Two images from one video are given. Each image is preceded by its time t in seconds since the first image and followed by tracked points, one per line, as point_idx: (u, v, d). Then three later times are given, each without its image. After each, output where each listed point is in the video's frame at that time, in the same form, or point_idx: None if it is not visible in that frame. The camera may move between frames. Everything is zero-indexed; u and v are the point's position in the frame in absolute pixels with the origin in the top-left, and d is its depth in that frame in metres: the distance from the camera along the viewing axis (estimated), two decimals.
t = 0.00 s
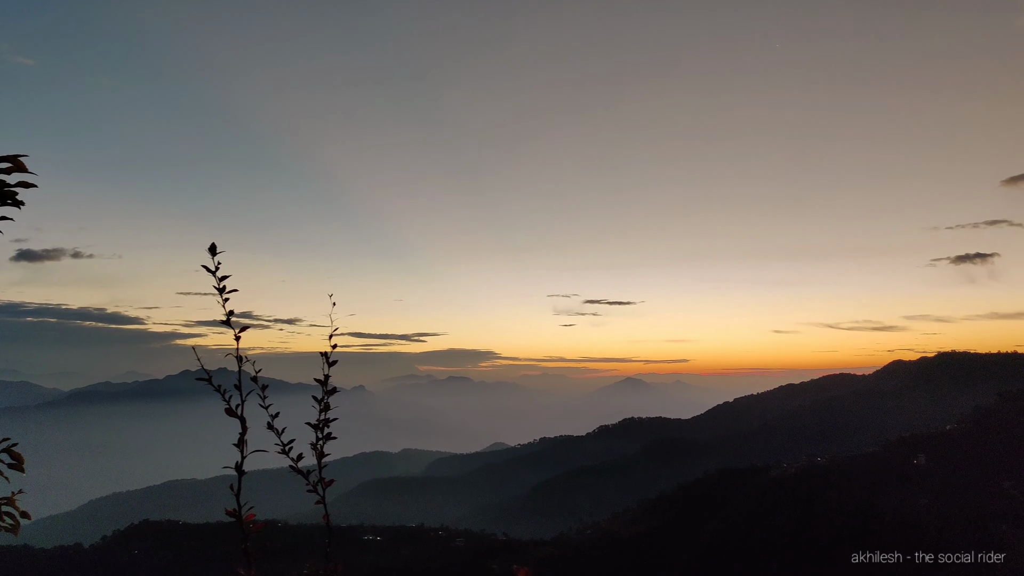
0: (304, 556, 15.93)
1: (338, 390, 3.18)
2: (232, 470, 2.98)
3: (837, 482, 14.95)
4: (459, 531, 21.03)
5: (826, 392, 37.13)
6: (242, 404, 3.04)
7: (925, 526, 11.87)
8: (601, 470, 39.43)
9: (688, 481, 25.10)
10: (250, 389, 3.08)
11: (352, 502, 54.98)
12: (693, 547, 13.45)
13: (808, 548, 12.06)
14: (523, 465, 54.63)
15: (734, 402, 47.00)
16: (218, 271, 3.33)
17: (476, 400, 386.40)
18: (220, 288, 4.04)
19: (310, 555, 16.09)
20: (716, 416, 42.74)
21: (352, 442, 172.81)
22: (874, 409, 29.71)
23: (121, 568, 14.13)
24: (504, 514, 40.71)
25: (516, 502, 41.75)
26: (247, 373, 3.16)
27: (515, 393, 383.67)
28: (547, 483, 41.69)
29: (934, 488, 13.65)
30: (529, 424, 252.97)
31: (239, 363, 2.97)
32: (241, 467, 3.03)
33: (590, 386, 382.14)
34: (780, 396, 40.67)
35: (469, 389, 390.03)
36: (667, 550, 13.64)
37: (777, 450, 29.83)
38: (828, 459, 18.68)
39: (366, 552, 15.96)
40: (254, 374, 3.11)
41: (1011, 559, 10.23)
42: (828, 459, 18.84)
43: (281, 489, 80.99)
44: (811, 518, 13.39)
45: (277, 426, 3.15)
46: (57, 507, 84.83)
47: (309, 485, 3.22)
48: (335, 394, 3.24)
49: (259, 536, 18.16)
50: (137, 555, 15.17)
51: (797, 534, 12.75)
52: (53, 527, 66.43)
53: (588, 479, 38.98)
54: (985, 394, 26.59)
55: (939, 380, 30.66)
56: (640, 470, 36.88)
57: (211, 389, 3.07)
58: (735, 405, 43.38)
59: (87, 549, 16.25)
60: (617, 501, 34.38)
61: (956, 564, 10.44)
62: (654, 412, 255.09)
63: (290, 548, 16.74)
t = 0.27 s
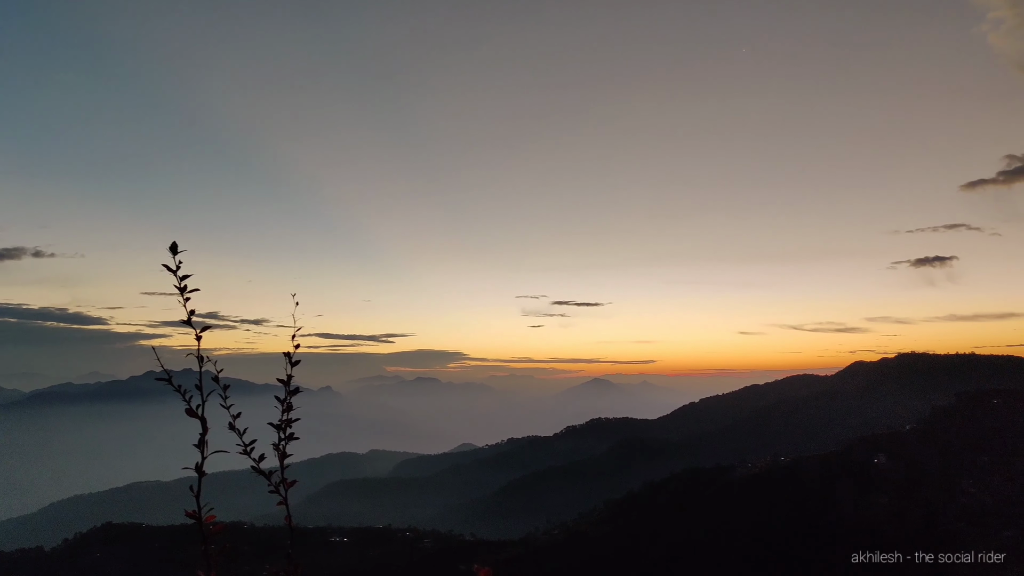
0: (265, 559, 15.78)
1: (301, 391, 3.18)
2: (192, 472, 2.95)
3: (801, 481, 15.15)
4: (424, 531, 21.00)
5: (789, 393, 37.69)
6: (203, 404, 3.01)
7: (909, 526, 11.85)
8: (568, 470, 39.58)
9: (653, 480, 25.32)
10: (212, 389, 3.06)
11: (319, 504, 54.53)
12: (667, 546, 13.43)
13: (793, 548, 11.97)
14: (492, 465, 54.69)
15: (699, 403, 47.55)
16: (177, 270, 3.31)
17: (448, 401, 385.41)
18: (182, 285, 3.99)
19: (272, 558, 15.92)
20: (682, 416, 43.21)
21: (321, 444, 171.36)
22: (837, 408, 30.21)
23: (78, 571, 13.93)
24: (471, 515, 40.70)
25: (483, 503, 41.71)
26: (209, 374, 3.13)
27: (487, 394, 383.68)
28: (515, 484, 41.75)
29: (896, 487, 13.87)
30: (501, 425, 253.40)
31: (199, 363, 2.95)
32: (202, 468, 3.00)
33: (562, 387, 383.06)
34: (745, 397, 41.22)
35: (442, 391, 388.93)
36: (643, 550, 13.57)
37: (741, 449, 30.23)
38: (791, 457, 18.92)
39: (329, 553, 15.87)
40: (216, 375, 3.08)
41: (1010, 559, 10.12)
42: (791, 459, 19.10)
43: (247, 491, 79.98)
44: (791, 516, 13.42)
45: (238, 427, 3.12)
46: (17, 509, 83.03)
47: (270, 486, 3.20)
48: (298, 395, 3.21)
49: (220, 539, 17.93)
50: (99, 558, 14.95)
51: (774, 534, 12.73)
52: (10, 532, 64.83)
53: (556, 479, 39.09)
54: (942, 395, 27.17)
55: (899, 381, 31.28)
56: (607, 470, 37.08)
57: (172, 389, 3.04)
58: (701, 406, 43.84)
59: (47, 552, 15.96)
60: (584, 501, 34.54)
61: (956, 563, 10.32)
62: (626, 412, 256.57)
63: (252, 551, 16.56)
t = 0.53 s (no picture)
0: (229, 560, 15.65)
1: (266, 391, 3.18)
2: (153, 474, 2.94)
3: (768, 482, 15.35)
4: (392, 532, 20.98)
5: (756, 393, 38.23)
6: (164, 405, 2.99)
7: (889, 528, 11.87)
8: (538, 471, 39.68)
9: (620, 480, 25.53)
10: (174, 389, 3.04)
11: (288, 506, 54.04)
12: (642, 546, 13.43)
13: (775, 549, 11.94)
14: (462, 466, 54.70)
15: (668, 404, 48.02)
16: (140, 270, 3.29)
17: (422, 402, 384.00)
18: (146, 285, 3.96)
19: (236, 560, 15.76)
20: (651, 416, 43.60)
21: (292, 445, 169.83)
22: (803, 408, 30.68)
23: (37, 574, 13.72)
24: (437, 517, 40.67)
25: (453, 503, 41.62)
26: (172, 374, 3.11)
27: (461, 395, 383.29)
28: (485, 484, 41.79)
29: (861, 486, 14.09)
30: (475, 426, 253.33)
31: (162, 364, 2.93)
32: (165, 469, 2.97)
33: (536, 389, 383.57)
34: (712, 397, 41.71)
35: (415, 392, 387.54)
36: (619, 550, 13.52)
37: (710, 449, 30.55)
38: (757, 458, 19.16)
39: (295, 554, 15.76)
40: (179, 375, 3.06)
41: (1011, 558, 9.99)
42: (757, 458, 19.37)
43: (215, 493, 78.97)
44: (771, 515, 13.44)
45: (202, 427, 3.11)
46: None
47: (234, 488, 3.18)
48: (262, 396, 3.21)
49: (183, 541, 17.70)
50: (61, 560, 14.72)
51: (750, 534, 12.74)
52: None
53: (527, 479, 39.16)
54: (903, 395, 27.77)
55: (861, 381, 31.91)
56: (578, 470, 37.25)
57: (135, 390, 3.02)
58: (670, 406, 44.26)
59: (8, 554, 15.69)
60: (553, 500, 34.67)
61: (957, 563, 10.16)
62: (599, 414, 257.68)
63: (216, 553, 16.37)
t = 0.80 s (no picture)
0: (196, 562, 15.52)
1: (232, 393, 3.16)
2: (117, 476, 2.91)
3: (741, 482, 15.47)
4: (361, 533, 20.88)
5: (725, 394, 38.71)
6: (128, 407, 2.97)
7: (869, 527, 11.93)
8: (510, 471, 39.74)
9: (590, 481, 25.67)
10: (139, 391, 3.01)
11: (259, 507, 53.50)
12: (620, 546, 13.40)
13: (758, 548, 11.91)
14: (434, 466, 54.65)
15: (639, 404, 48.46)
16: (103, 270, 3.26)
17: (397, 403, 382.43)
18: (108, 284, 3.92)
19: (202, 563, 15.55)
20: (623, 416, 43.95)
21: (263, 446, 168.24)
22: (771, 409, 31.13)
23: None
24: (411, 517, 40.54)
25: (426, 504, 41.46)
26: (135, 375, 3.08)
27: (436, 396, 382.57)
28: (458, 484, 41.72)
29: (832, 485, 14.27)
30: (450, 427, 253.12)
31: (126, 365, 2.91)
32: (128, 471, 2.94)
33: (511, 389, 383.31)
34: (682, 398, 42.15)
35: (390, 392, 385.85)
36: (599, 550, 13.43)
37: (680, 449, 30.85)
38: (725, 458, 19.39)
39: (267, 556, 15.67)
40: (144, 376, 3.03)
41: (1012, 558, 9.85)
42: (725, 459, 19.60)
43: (181, 495, 77.86)
44: (748, 514, 13.51)
45: (167, 429, 3.08)
46: None
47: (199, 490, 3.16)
48: (229, 397, 3.19)
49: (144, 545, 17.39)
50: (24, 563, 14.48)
51: (729, 533, 12.75)
52: None
53: (501, 480, 39.16)
54: (867, 396, 28.31)
55: (827, 382, 32.49)
56: (551, 470, 37.35)
57: (97, 391, 2.99)
58: (641, 406, 44.67)
59: None
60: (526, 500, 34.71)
61: (956, 563, 10.00)
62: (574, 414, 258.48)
63: (181, 556, 16.14)
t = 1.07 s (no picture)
0: (167, 566, 15.37)
1: (202, 394, 3.14)
2: (82, 479, 2.88)
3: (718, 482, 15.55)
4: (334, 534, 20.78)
5: (701, 395, 38.99)
6: (94, 409, 2.94)
7: (849, 528, 11.95)
8: (489, 472, 39.68)
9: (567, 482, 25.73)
10: (106, 393, 2.98)
11: (236, 508, 53.08)
12: (602, 547, 13.33)
13: (738, 548, 11.93)
14: (412, 467, 54.58)
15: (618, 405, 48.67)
16: (69, 271, 3.23)
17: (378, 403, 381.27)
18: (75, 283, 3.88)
19: (171, 567, 15.35)
20: (601, 417, 44.10)
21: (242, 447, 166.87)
22: (746, 409, 31.37)
23: None
24: (390, 517, 40.39)
25: (404, 506, 41.28)
26: (102, 377, 3.06)
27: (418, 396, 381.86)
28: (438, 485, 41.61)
29: (806, 485, 14.40)
30: (431, 428, 252.72)
31: (93, 366, 2.89)
32: (94, 474, 2.92)
33: (493, 390, 383.37)
34: (660, 399, 42.39)
35: (371, 393, 384.31)
36: (579, 552, 13.34)
37: (657, 449, 31.00)
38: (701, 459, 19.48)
39: (241, 558, 15.56)
40: (111, 378, 3.01)
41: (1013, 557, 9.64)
42: (700, 460, 19.72)
43: (155, 497, 76.92)
44: (727, 514, 13.54)
45: (133, 432, 3.06)
46: None
47: (167, 493, 3.14)
48: (198, 399, 3.17)
49: (111, 549, 17.15)
50: None
51: (710, 534, 12.72)
52: None
53: (480, 480, 39.11)
54: (840, 397, 28.62)
55: (801, 383, 32.84)
56: (530, 470, 37.38)
57: (62, 393, 2.96)
58: (619, 407, 44.88)
59: None
60: (505, 500, 34.69)
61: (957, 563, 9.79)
62: (555, 415, 258.98)
63: (153, 559, 15.98)
